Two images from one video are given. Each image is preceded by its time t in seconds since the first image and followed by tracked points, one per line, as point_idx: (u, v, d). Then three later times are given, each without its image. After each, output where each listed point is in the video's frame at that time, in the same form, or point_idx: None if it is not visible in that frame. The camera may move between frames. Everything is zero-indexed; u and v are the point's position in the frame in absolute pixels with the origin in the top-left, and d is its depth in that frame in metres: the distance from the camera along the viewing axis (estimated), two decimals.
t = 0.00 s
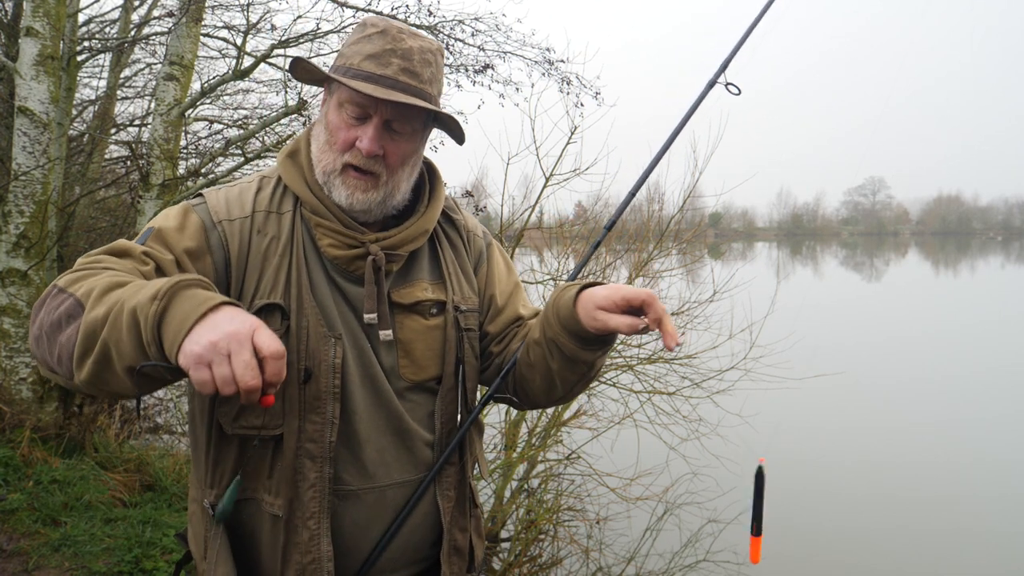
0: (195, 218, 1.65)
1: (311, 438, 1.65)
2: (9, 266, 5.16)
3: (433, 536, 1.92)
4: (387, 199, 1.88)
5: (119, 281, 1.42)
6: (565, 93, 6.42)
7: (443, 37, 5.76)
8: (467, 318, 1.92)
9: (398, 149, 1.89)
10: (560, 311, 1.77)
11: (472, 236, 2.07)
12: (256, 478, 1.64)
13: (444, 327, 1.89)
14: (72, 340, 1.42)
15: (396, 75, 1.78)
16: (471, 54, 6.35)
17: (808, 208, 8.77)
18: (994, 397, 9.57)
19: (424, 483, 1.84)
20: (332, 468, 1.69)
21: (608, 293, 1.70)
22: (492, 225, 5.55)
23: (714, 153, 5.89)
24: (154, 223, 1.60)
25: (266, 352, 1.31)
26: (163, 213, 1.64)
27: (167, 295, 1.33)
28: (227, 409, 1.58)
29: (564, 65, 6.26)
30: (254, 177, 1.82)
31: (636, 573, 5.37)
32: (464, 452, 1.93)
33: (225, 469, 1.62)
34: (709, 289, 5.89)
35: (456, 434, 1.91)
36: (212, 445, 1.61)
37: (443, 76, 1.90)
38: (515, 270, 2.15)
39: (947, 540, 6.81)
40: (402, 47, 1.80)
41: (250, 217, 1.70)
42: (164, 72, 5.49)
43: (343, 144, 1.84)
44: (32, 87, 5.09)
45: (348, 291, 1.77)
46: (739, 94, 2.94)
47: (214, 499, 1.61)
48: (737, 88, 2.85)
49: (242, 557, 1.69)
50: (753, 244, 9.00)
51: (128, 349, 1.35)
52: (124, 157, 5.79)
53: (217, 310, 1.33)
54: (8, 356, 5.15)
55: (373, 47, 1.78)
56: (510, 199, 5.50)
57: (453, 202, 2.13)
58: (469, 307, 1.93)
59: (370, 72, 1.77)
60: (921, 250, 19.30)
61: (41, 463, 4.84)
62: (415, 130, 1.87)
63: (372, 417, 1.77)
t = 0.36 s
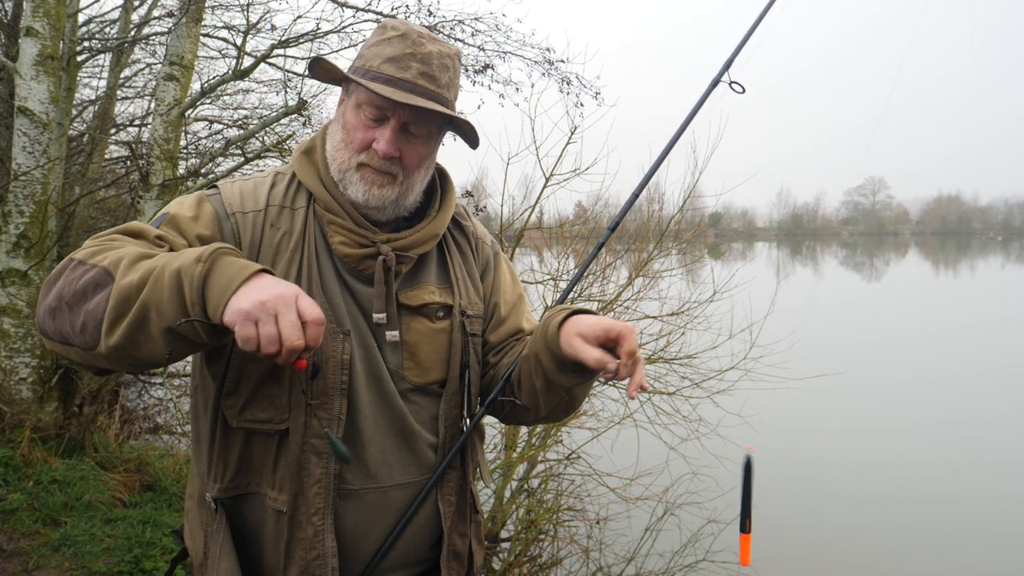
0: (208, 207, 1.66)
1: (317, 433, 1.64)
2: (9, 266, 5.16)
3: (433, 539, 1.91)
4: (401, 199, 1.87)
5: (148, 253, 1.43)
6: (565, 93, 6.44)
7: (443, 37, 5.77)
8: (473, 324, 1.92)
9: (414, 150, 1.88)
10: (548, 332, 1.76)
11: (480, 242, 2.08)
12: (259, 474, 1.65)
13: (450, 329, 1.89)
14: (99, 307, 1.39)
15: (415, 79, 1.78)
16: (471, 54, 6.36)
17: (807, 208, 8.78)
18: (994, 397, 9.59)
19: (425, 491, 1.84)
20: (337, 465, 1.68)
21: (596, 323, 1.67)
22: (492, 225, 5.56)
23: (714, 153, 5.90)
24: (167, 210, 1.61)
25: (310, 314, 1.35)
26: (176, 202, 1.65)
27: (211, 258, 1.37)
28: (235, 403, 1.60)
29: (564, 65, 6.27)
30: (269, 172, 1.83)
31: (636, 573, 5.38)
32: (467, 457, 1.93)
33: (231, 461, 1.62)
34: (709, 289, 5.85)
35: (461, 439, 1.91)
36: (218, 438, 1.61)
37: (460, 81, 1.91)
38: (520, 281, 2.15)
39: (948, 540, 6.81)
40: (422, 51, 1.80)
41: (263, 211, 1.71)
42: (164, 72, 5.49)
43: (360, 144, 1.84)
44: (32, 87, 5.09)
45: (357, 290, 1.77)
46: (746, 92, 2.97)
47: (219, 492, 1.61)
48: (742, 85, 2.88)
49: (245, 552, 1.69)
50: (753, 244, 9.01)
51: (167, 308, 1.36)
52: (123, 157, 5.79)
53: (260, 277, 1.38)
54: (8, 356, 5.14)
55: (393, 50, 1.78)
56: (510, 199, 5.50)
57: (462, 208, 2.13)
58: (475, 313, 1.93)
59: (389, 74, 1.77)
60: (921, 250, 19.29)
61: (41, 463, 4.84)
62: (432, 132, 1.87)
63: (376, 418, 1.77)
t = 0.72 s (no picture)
0: (214, 208, 1.65)
1: (325, 435, 1.65)
2: (9, 266, 5.17)
3: (438, 541, 1.91)
4: (409, 201, 1.88)
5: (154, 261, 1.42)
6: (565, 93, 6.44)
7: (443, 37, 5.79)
8: (479, 324, 1.93)
9: (422, 154, 1.88)
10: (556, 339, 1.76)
11: (485, 243, 2.09)
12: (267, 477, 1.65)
13: (457, 330, 1.89)
14: (105, 315, 1.38)
15: (426, 83, 1.78)
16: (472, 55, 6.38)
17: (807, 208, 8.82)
18: (994, 397, 9.60)
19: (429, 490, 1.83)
20: (344, 466, 1.68)
21: (597, 347, 1.67)
22: (492, 225, 5.56)
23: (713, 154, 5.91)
24: (174, 210, 1.59)
25: (313, 339, 1.36)
26: (182, 203, 1.64)
27: (219, 272, 1.36)
28: (240, 407, 1.59)
29: (563, 65, 6.28)
30: (274, 173, 1.83)
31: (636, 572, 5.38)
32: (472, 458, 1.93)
33: (237, 463, 1.62)
34: (709, 289, 5.86)
35: (466, 440, 1.91)
36: (224, 439, 1.61)
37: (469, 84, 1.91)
38: (525, 281, 2.15)
39: (948, 539, 6.81)
40: (433, 54, 1.80)
41: (271, 212, 1.71)
42: (164, 72, 5.49)
43: (368, 146, 1.84)
44: (32, 87, 5.09)
45: (364, 291, 1.77)
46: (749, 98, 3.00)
47: (225, 494, 1.61)
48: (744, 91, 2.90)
49: (251, 555, 1.68)
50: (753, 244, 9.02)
51: (171, 321, 1.35)
52: (123, 157, 5.78)
53: (267, 296, 1.38)
54: (8, 356, 5.14)
55: (404, 54, 1.77)
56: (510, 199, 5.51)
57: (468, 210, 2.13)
58: (481, 313, 1.94)
59: (400, 77, 1.77)
60: (921, 250, 19.29)
61: (41, 463, 4.85)
62: (441, 135, 1.87)
63: (381, 420, 1.77)
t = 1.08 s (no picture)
0: (215, 210, 1.64)
1: (327, 438, 1.64)
2: (9, 266, 5.17)
3: (439, 542, 1.92)
4: (413, 204, 1.88)
5: (150, 268, 1.42)
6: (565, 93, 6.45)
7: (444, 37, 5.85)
8: (482, 324, 1.93)
9: (426, 157, 1.88)
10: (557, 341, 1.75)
11: (487, 242, 2.08)
12: (269, 479, 1.65)
13: (461, 331, 1.89)
14: (103, 326, 1.38)
15: (430, 86, 1.77)
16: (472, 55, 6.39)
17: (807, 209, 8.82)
18: (994, 397, 9.60)
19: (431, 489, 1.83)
20: (347, 468, 1.68)
21: (575, 357, 1.66)
22: (492, 225, 5.56)
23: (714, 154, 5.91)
24: (174, 214, 1.59)
25: (313, 342, 1.35)
26: (182, 205, 1.63)
27: (214, 280, 1.34)
28: (242, 410, 1.59)
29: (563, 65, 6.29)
30: (274, 173, 1.83)
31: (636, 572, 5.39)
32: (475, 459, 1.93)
33: (238, 466, 1.62)
34: (709, 288, 5.85)
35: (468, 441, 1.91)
36: (225, 442, 1.61)
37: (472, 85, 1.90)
38: (529, 280, 2.15)
39: (948, 539, 6.81)
40: (436, 57, 1.79)
41: (272, 213, 1.71)
42: (164, 72, 5.49)
43: (372, 149, 1.84)
44: (32, 87, 5.09)
45: (366, 291, 1.77)
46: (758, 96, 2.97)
47: (226, 496, 1.61)
48: (754, 90, 2.89)
49: (252, 556, 1.68)
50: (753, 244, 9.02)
51: (168, 331, 1.34)
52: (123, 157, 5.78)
53: (263, 301, 1.36)
54: (8, 356, 5.15)
55: (407, 56, 1.76)
56: (511, 199, 5.51)
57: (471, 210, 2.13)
58: (484, 314, 1.94)
59: (404, 81, 1.76)
60: (921, 250, 19.32)
61: (41, 463, 4.85)
62: (444, 138, 1.86)
63: (384, 421, 1.77)
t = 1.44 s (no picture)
0: (221, 217, 1.63)
1: (328, 437, 1.64)
2: (9, 266, 5.16)
3: (441, 539, 1.91)
4: (410, 201, 1.87)
5: (192, 291, 1.39)
6: (564, 92, 6.45)
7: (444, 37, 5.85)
8: (481, 320, 1.92)
9: (423, 153, 1.87)
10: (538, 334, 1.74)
11: (483, 237, 2.07)
12: (271, 480, 1.65)
13: (459, 326, 1.89)
14: (153, 357, 1.35)
15: (425, 83, 1.76)
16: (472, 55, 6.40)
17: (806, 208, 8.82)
18: (993, 397, 9.60)
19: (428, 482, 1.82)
20: (348, 467, 1.68)
21: (527, 329, 1.68)
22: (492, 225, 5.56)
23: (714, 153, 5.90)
24: (184, 225, 1.57)
25: (378, 358, 1.40)
26: (187, 216, 1.62)
27: (273, 308, 1.35)
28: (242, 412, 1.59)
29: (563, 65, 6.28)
30: (270, 174, 1.83)
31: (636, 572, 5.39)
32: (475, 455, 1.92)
33: (239, 468, 1.62)
34: (709, 288, 5.85)
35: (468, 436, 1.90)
36: (226, 444, 1.61)
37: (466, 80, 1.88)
38: (526, 272, 2.14)
39: (948, 540, 6.80)
40: (430, 53, 1.77)
41: (272, 213, 1.71)
42: (164, 71, 5.48)
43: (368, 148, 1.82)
44: (32, 87, 5.09)
45: (364, 289, 1.77)
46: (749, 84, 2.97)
47: (228, 498, 1.61)
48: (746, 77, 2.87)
49: (255, 556, 1.69)
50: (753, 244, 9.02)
51: (232, 361, 1.34)
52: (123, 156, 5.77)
53: (324, 323, 1.38)
54: (7, 356, 5.15)
55: (400, 53, 1.74)
56: (511, 199, 5.50)
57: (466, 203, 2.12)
58: (482, 309, 1.94)
59: (398, 78, 1.74)
60: (921, 250, 19.32)
61: (40, 462, 4.85)
62: (440, 134, 1.85)
63: (384, 420, 1.77)
